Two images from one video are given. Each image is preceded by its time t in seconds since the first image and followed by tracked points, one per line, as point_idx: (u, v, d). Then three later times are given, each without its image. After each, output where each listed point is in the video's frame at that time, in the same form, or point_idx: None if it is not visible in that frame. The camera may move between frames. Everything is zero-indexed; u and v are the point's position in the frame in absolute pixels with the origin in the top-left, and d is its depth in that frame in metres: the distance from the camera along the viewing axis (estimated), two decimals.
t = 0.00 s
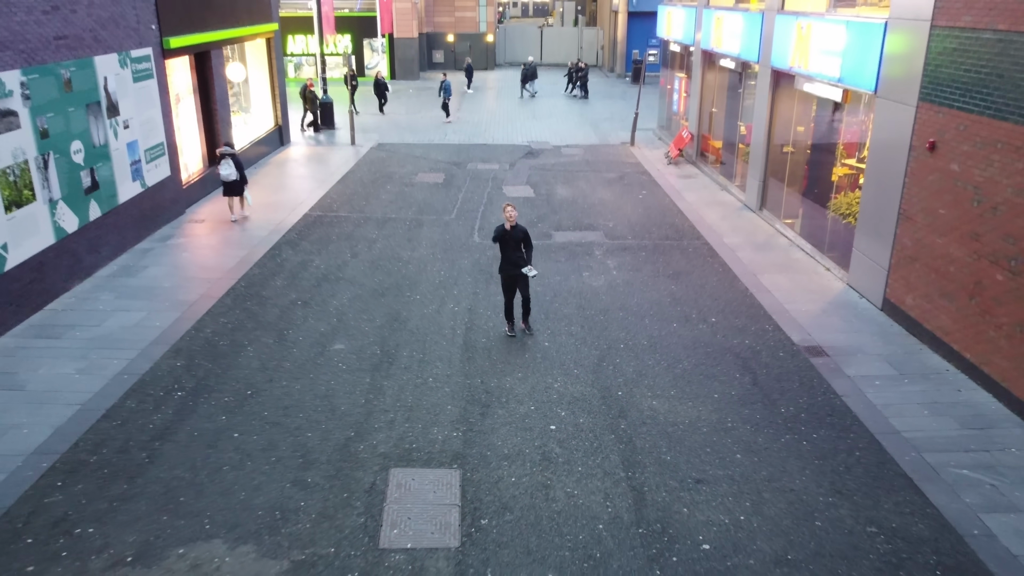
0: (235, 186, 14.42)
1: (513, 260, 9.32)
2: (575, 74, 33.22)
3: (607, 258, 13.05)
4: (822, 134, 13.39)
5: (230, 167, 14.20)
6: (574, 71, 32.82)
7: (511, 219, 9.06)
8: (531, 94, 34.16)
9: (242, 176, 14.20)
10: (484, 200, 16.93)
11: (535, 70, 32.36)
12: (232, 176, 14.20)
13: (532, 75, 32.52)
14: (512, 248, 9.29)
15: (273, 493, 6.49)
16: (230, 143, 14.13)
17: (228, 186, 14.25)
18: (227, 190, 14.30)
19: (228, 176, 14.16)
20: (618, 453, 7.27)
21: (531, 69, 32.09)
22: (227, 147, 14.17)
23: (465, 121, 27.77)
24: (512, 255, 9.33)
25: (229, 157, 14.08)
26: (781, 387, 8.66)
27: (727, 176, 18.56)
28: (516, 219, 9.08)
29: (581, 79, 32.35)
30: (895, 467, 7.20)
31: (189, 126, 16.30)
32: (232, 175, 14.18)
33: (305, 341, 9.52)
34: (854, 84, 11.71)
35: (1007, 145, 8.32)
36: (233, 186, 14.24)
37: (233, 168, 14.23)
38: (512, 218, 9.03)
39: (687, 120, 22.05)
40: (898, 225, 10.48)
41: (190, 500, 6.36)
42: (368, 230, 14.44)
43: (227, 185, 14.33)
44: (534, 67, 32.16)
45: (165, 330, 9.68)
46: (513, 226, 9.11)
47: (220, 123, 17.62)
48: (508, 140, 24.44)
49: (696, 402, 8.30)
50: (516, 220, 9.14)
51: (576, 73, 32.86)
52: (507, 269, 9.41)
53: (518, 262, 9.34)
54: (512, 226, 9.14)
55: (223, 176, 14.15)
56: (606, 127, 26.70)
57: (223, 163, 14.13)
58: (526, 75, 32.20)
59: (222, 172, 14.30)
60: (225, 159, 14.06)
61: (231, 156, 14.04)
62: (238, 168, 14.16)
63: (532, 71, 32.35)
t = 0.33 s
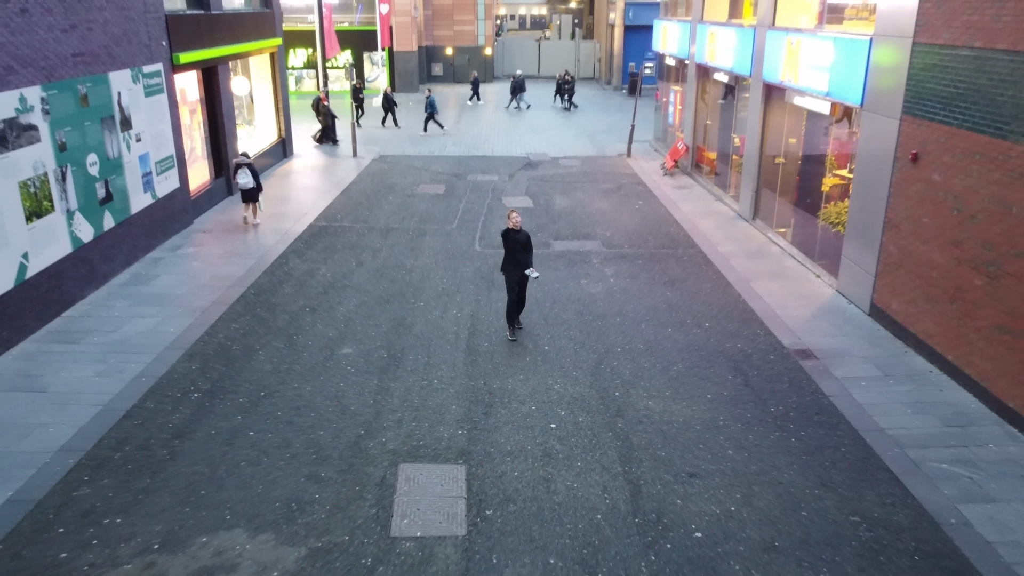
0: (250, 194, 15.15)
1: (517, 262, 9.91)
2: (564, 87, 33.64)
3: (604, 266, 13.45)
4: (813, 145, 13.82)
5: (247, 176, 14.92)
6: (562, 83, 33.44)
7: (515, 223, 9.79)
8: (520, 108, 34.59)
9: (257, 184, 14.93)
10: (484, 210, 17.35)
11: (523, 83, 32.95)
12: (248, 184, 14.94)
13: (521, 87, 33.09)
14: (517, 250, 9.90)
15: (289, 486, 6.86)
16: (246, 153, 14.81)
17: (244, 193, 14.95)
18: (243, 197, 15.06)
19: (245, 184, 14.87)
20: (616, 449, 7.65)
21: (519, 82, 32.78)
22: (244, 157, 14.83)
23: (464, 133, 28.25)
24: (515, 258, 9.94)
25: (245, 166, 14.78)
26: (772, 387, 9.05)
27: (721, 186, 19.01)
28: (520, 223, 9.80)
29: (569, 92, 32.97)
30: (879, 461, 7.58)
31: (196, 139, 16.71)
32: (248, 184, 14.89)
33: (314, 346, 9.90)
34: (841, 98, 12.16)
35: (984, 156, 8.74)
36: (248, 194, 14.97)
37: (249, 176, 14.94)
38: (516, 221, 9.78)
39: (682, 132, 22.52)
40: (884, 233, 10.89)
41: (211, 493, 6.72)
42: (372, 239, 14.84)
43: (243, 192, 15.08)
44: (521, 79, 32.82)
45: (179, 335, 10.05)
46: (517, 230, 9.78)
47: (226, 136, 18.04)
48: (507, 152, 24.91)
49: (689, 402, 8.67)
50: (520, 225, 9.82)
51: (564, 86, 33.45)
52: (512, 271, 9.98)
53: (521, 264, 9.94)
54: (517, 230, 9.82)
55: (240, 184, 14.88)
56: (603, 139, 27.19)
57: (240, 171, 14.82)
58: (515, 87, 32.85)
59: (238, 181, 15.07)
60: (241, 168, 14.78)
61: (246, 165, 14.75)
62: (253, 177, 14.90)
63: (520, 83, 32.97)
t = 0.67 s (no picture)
0: (259, 204, 15.95)
1: (516, 266, 10.58)
2: (549, 100, 34.29)
3: (599, 275, 13.92)
4: (799, 158, 14.33)
5: (256, 187, 15.74)
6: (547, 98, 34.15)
7: (514, 230, 10.39)
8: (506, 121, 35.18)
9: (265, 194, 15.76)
10: (482, 222, 17.82)
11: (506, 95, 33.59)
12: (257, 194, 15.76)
13: (507, 101, 33.80)
14: (514, 255, 10.55)
15: (302, 481, 7.28)
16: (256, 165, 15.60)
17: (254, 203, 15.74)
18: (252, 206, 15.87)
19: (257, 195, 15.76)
20: (609, 446, 8.08)
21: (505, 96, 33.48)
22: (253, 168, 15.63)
23: (461, 146, 28.78)
24: (514, 261, 10.63)
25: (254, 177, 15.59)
26: (758, 389, 9.50)
27: (712, 198, 19.52)
28: (518, 230, 10.39)
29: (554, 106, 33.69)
30: (857, 457, 8.03)
31: (202, 154, 17.16)
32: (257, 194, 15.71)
33: (321, 351, 10.33)
34: (825, 113, 12.67)
35: (956, 169, 9.22)
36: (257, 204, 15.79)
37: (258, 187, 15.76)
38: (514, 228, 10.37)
39: (674, 145, 23.07)
40: (866, 242, 11.37)
41: (228, 488, 7.14)
42: (374, 250, 15.30)
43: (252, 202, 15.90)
44: (507, 93, 33.47)
45: (191, 342, 10.48)
46: (515, 236, 10.40)
47: (231, 150, 18.49)
48: (504, 165, 25.43)
49: (680, 403, 9.12)
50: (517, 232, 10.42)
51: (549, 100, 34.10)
52: (509, 273, 10.67)
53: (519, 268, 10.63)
54: (514, 236, 10.45)
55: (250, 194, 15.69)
56: (598, 151, 27.74)
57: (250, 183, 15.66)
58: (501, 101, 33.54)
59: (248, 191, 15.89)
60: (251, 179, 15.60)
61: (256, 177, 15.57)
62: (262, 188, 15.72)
63: (506, 97, 33.71)
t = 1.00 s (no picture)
0: (268, 213, 16.79)
1: (512, 272, 11.27)
2: (536, 115, 34.99)
3: (593, 285, 14.41)
4: (787, 173, 14.86)
5: (266, 197, 16.59)
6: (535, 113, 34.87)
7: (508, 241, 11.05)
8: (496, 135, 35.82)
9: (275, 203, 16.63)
10: (481, 234, 18.34)
11: (495, 111, 34.35)
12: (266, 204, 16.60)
13: (495, 117, 34.65)
14: (509, 262, 11.26)
15: (311, 477, 7.72)
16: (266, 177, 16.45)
17: (263, 212, 16.60)
18: (261, 215, 16.70)
19: (265, 206, 16.48)
20: (601, 444, 8.53)
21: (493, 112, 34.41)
22: (263, 180, 16.45)
23: (460, 161, 29.35)
24: (511, 267, 11.32)
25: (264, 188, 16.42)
26: (744, 392, 9.97)
27: (705, 211, 20.05)
28: (513, 242, 11.08)
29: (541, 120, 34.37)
30: (836, 454, 8.48)
31: (209, 169, 17.65)
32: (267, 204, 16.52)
33: (326, 357, 10.79)
34: (810, 129, 13.21)
35: (929, 183, 9.73)
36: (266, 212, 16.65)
37: (268, 198, 16.61)
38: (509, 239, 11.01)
39: (668, 160, 23.63)
40: (848, 252, 11.87)
41: (241, 483, 7.58)
42: (376, 262, 15.79)
43: (261, 212, 16.73)
44: (496, 110, 34.36)
45: (201, 348, 10.94)
46: (512, 246, 11.05)
47: (237, 165, 18.99)
48: (502, 179, 25.98)
49: (669, 405, 9.58)
50: (513, 242, 11.08)
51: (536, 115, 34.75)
52: (504, 279, 11.34)
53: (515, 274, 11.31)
54: (510, 246, 11.10)
55: (260, 204, 16.52)
56: (594, 166, 28.32)
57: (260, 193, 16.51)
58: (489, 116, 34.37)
59: (258, 201, 16.72)
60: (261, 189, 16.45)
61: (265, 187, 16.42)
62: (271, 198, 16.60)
63: (495, 113, 34.58)
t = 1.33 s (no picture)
0: (279, 222, 17.78)
1: (511, 277, 12.13)
2: (526, 132, 35.44)
3: (589, 296, 14.96)
4: (775, 188, 15.44)
5: (278, 208, 17.61)
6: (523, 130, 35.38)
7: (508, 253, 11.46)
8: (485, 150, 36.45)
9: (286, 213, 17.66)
10: (481, 247, 18.91)
11: (486, 128, 34.77)
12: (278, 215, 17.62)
13: (487, 133, 35.11)
14: (506, 268, 12.13)
15: (321, 475, 8.23)
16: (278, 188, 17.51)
17: (275, 222, 17.60)
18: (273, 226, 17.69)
19: (276, 215, 17.50)
20: (594, 446, 9.05)
21: (486, 128, 34.86)
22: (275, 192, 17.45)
23: (460, 176, 29.98)
24: (509, 272, 12.18)
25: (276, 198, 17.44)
26: (731, 397, 10.49)
27: (698, 225, 20.63)
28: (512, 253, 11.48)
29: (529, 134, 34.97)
30: (816, 455, 9.00)
31: (217, 183, 18.20)
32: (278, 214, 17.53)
33: (333, 365, 11.33)
34: (795, 147, 13.80)
35: (903, 199, 10.30)
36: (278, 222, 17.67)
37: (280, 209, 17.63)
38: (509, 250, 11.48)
39: (663, 174, 24.23)
40: (831, 265, 12.42)
41: (256, 481, 8.09)
42: (379, 274, 16.35)
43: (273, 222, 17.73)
44: (488, 124, 34.72)
45: (214, 356, 11.47)
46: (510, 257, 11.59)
47: (244, 181, 19.58)
48: (501, 193, 26.59)
49: (659, 409, 10.11)
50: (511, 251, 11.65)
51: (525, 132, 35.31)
52: (503, 284, 12.18)
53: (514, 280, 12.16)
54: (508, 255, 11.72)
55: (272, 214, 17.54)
56: (591, 180, 28.94)
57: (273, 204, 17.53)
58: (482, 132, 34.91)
59: (271, 211, 17.72)
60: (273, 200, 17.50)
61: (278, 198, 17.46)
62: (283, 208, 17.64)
63: (487, 129, 34.99)
